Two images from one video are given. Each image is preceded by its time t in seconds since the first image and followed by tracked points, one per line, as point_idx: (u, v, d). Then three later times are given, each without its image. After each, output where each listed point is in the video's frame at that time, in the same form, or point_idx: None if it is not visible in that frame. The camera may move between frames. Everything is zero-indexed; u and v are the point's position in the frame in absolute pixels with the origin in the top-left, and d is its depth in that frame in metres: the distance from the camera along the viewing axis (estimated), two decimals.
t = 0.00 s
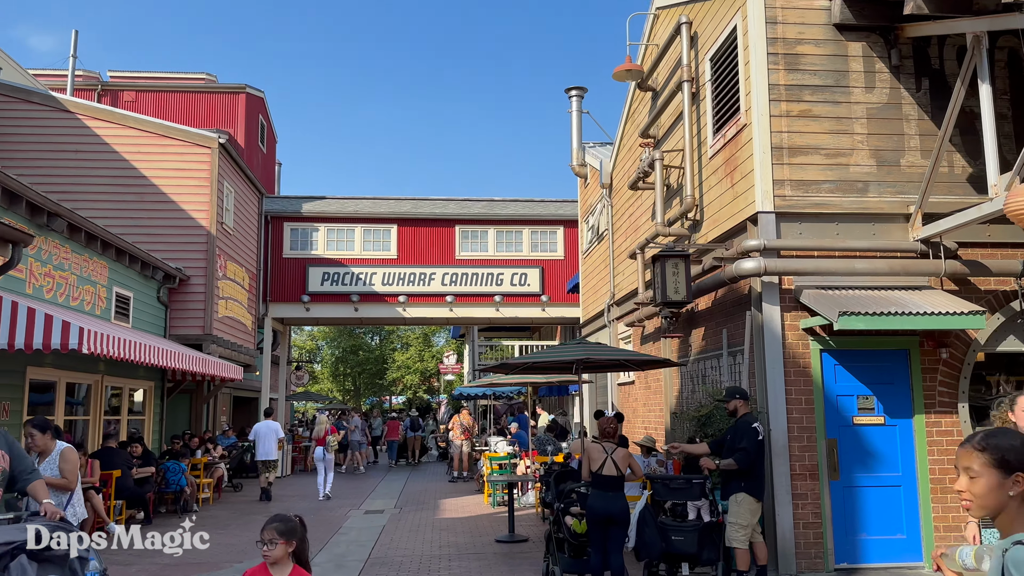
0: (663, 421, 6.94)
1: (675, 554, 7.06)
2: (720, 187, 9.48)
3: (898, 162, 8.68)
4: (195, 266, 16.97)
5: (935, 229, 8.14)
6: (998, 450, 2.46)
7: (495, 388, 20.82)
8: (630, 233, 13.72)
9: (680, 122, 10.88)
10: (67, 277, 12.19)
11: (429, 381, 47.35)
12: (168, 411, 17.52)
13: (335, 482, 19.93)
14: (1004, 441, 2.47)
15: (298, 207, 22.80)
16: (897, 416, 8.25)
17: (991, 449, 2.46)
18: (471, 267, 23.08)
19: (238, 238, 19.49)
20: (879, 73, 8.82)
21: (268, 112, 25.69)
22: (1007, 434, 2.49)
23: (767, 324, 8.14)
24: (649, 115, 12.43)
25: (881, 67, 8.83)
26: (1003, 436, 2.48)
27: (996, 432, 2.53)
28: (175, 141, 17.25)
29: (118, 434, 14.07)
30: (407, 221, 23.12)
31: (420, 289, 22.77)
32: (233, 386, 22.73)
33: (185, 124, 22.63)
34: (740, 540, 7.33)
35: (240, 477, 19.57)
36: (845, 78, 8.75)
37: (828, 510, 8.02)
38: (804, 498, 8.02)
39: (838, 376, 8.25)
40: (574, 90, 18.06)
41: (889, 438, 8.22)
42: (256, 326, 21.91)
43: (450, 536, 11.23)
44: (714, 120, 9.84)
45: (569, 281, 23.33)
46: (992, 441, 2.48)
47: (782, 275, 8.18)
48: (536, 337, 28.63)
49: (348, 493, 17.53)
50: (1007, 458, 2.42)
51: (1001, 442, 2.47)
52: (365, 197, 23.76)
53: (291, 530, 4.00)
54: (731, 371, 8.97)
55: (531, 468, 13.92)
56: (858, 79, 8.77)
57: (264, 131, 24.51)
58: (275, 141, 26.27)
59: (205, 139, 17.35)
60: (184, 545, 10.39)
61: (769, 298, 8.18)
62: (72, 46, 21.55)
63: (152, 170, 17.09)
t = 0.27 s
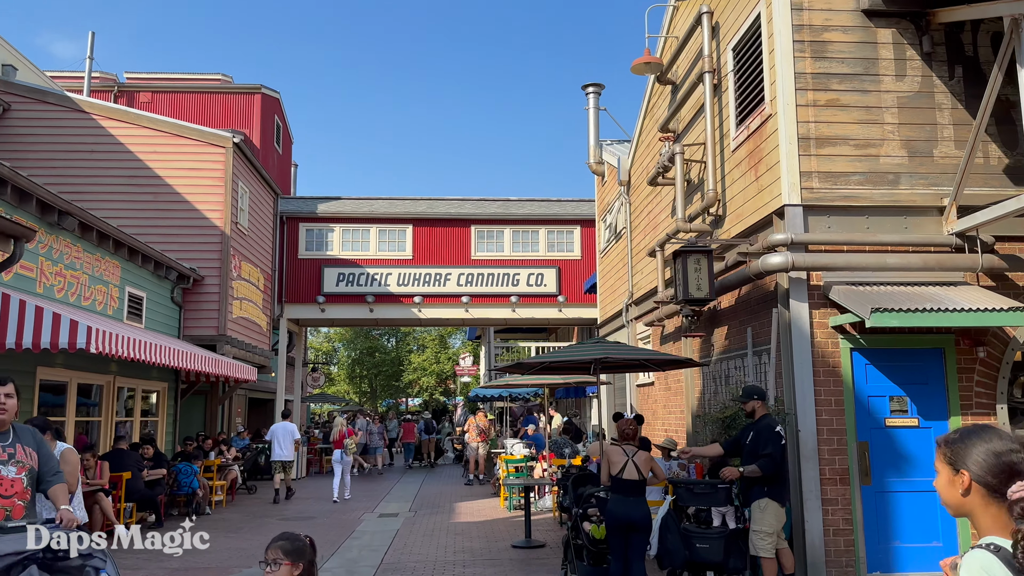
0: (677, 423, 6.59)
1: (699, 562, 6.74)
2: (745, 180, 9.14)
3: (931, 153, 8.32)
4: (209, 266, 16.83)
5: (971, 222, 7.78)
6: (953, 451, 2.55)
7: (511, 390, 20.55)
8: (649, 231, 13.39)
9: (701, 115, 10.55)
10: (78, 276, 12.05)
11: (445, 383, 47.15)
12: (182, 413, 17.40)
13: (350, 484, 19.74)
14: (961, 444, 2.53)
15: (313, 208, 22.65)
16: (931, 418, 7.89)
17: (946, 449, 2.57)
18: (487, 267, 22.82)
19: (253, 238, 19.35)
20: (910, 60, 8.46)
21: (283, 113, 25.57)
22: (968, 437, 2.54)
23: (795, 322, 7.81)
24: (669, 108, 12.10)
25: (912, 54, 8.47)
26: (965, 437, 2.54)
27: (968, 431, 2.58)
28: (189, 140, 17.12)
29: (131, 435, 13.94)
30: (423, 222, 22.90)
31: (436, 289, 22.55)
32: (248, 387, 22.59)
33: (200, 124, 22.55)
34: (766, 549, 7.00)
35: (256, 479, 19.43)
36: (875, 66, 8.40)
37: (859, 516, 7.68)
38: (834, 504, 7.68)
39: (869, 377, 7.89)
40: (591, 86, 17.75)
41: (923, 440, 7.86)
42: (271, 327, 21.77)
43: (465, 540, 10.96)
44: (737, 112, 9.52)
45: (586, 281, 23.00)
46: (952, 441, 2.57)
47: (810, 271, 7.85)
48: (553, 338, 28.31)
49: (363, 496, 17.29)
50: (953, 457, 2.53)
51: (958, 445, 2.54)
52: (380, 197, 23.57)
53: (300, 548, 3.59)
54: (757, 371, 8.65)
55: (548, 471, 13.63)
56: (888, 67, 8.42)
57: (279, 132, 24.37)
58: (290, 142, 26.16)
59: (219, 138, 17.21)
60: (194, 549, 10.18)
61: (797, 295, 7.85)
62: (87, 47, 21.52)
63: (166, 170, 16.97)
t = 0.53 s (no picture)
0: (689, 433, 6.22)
1: None
2: (770, 179, 8.82)
3: (965, 150, 7.97)
4: (222, 270, 16.64)
5: (1009, 222, 7.42)
6: (937, 473, 2.57)
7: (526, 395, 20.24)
8: (667, 233, 13.08)
9: (723, 112, 10.24)
10: (87, 280, 11.88)
11: (460, 387, 46.89)
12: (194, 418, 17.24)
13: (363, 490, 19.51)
14: (944, 466, 2.55)
15: (326, 211, 22.48)
16: (967, 427, 7.53)
17: (931, 470, 2.59)
18: (502, 271, 22.54)
19: (266, 241, 19.19)
20: (942, 54, 8.11)
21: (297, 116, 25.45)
22: (951, 459, 2.55)
23: (823, 326, 7.49)
24: (689, 107, 11.79)
25: (944, 47, 8.13)
26: (948, 459, 2.56)
27: (953, 453, 2.59)
28: (201, 143, 16.98)
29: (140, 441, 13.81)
30: (437, 225, 22.67)
31: (450, 293, 22.30)
32: (261, 392, 22.42)
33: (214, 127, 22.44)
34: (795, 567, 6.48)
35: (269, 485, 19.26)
36: (905, 59, 8.07)
37: (892, 530, 7.32)
38: (865, 517, 7.33)
39: (902, 384, 7.54)
40: (607, 87, 17.44)
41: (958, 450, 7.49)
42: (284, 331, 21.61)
43: (480, 551, 10.67)
44: (761, 109, 9.20)
45: (602, 284, 22.67)
46: (936, 463, 2.58)
47: (839, 272, 7.52)
48: (569, 342, 27.98)
49: (375, 502, 17.04)
50: (937, 479, 2.56)
51: (941, 467, 2.56)
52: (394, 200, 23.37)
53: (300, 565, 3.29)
54: (783, 377, 8.31)
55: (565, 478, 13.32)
56: (920, 61, 8.08)
57: (293, 135, 24.24)
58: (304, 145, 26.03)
59: (231, 140, 17.05)
60: (202, 559, 9.98)
61: (825, 298, 7.53)
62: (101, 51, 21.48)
63: (178, 173, 16.84)
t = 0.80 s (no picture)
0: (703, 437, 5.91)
1: None
2: (792, 174, 8.53)
3: (997, 143, 7.64)
4: (230, 271, 16.40)
5: None
6: (920, 470, 2.44)
7: (538, 399, 19.96)
8: (683, 233, 12.79)
9: (741, 107, 9.96)
10: (93, 280, 11.71)
11: (471, 391, 46.66)
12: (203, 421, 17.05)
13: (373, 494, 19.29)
14: (928, 462, 2.42)
15: (337, 212, 22.29)
16: (1000, 432, 7.19)
17: (914, 467, 2.45)
18: (513, 273, 22.26)
19: (276, 242, 18.99)
20: (973, 43, 7.78)
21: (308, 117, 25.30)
22: (935, 453, 2.43)
23: (850, 326, 7.18)
24: (705, 104, 11.51)
25: (975, 37, 7.80)
26: (930, 455, 2.43)
27: (935, 449, 2.47)
28: (210, 143, 16.82)
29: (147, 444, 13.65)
30: (448, 226, 22.42)
31: (461, 296, 22.05)
32: (271, 395, 22.23)
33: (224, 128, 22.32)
34: None
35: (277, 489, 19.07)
36: (934, 49, 7.75)
37: (921, 540, 6.99)
38: (893, 526, 7.01)
39: (931, 387, 7.22)
40: (621, 85, 17.16)
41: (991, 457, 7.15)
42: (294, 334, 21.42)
43: (490, 557, 10.40)
44: (782, 103, 8.91)
45: (615, 287, 22.35)
46: (918, 460, 2.45)
47: (866, 269, 7.21)
48: (581, 346, 27.66)
49: (385, 507, 16.78)
50: (923, 475, 2.42)
51: (925, 463, 2.43)
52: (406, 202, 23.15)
53: None
54: (806, 380, 8.00)
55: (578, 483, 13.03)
56: (949, 51, 7.76)
57: (303, 136, 24.08)
58: (315, 146, 25.89)
59: (240, 140, 16.87)
60: (206, 566, 9.75)
61: (851, 296, 7.22)
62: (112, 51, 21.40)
63: (187, 173, 16.68)
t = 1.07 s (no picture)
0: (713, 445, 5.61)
1: None
2: (812, 172, 8.25)
3: None
4: (235, 273, 16.21)
5: None
6: (879, 494, 2.43)
7: (546, 404, 19.68)
8: (696, 235, 12.52)
9: (757, 105, 9.68)
10: (93, 281, 11.51)
11: (478, 395, 46.38)
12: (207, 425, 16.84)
13: (378, 500, 19.03)
14: (887, 487, 2.41)
15: (343, 215, 22.08)
16: None
17: (873, 492, 2.44)
18: (521, 277, 22.00)
19: (282, 245, 18.77)
20: (1000, 37, 7.48)
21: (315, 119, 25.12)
22: (893, 480, 2.42)
23: (872, 330, 6.89)
24: (719, 102, 11.25)
25: (1002, 30, 7.50)
26: (888, 481, 2.42)
27: (895, 474, 2.46)
28: (215, 143, 16.64)
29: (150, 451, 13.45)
30: (455, 229, 22.18)
31: (469, 299, 21.81)
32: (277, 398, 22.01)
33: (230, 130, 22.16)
34: None
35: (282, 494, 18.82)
36: (959, 43, 7.45)
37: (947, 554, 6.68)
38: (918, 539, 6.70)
39: (957, 394, 6.91)
40: (631, 86, 16.89)
41: (1020, 467, 6.83)
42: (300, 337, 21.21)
43: (497, 567, 10.13)
44: (800, 100, 8.63)
45: (625, 291, 22.04)
46: (876, 486, 2.44)
47: (890, 271, 6.93)
48: (590, 351, 27.35)
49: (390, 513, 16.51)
50: (883, 502, 2.40)
51: (883, 488, 2.42)
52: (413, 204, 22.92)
53: None
54: (826, 386, 7.71)
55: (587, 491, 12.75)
56: (975, 45, 7.46)
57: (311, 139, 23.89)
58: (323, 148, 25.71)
59: (245, 141, 16.67)
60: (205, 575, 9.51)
61: (874, 299, 6.94)
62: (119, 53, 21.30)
63: (192, 174, 16.51)
